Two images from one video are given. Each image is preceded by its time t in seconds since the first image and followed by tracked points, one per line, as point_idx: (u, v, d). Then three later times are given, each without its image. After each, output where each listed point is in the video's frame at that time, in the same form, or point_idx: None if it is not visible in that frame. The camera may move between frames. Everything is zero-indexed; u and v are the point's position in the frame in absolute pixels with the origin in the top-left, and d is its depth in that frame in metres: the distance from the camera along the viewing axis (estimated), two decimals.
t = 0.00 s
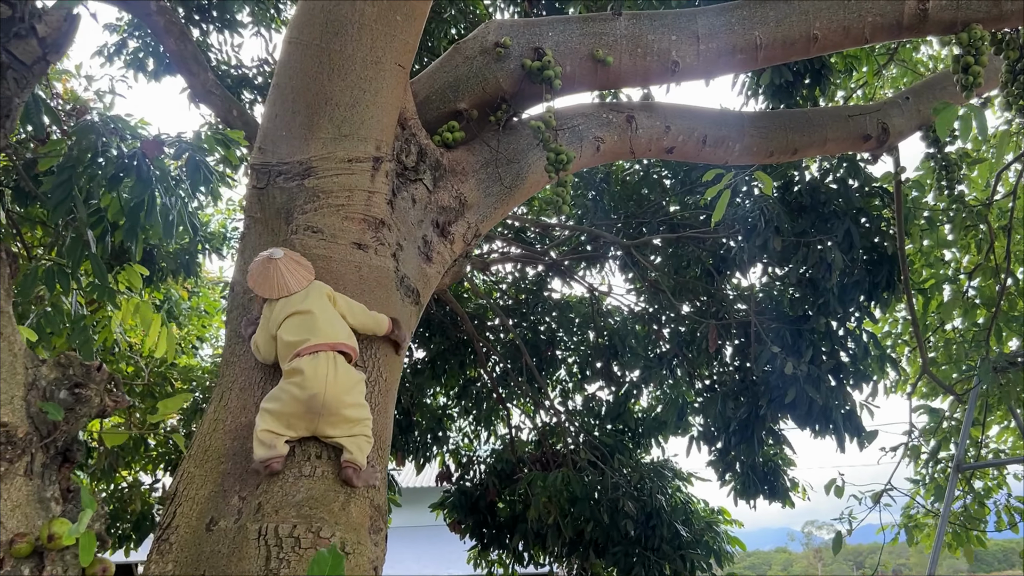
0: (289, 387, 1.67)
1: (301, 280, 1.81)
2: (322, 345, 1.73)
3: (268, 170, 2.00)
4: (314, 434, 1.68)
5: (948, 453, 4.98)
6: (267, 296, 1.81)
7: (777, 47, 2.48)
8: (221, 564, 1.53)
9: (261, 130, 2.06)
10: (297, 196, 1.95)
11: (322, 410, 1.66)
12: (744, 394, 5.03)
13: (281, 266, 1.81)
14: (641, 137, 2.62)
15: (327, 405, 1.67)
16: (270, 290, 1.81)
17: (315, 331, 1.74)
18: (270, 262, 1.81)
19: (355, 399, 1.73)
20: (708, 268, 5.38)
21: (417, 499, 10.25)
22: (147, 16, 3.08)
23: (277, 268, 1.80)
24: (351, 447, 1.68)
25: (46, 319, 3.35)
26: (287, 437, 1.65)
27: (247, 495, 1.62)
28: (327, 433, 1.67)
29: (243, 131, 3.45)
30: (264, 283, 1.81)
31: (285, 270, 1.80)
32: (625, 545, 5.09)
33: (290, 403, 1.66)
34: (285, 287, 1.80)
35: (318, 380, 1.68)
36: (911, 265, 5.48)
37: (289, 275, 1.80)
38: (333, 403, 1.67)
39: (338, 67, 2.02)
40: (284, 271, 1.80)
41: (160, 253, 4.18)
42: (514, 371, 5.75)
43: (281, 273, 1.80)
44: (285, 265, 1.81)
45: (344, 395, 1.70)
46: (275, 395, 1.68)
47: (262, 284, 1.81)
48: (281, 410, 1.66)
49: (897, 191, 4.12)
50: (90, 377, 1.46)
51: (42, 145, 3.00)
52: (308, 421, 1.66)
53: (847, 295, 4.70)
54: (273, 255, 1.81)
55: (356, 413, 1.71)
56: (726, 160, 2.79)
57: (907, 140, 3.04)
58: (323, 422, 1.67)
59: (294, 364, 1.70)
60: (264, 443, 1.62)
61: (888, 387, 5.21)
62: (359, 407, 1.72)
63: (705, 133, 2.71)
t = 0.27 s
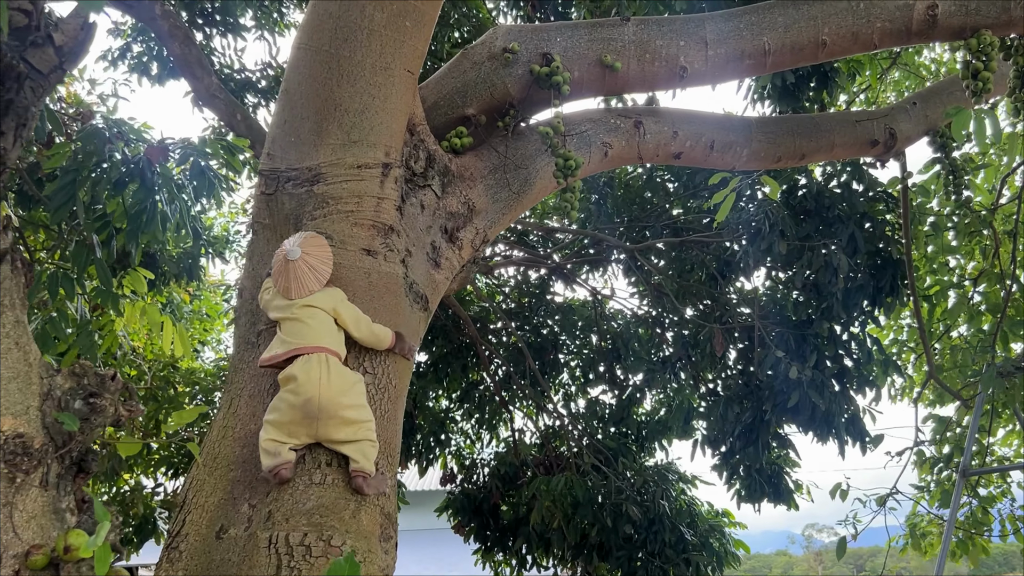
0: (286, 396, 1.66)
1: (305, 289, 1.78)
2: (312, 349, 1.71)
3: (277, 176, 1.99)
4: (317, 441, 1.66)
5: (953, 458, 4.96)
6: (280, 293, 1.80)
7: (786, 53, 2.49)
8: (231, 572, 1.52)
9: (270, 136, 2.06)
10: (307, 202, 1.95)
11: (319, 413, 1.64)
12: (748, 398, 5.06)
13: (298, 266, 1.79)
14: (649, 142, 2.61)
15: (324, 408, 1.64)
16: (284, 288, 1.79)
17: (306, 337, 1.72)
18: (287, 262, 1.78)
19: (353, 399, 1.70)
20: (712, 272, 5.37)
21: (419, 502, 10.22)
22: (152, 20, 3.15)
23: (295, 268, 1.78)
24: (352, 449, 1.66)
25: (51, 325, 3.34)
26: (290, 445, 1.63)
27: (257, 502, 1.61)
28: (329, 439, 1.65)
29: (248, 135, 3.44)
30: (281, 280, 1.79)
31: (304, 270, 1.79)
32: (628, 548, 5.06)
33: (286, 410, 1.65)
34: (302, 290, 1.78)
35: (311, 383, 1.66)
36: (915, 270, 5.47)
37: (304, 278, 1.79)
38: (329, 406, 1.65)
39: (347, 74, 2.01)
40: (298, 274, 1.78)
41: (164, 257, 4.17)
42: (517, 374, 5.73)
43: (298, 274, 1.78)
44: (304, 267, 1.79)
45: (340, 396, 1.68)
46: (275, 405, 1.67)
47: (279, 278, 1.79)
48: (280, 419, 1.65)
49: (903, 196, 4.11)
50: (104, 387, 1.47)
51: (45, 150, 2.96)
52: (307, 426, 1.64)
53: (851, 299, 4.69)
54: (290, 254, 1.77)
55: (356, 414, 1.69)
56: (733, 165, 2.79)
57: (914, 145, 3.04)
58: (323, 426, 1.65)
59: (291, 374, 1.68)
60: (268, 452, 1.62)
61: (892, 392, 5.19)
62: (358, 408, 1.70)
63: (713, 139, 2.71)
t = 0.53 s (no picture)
0: (285, 389, 1.67)
1: (312, 287, 1.79)
2: (309, 342, 1.71)
3: (280, 178, 1.99)
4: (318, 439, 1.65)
5: (954, 461, 4.95)
6: (286, 287, 1.81)
7: (789, 54, 2.49)
8: None
9: (273, 138, 2.06)
10: (310, 204, 1.94)
11: (317, 404, 1.64)
12: (750, 401, 5.06)
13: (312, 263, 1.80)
14: (653, 144, 2.61)
15: (322, 399, 1.64)
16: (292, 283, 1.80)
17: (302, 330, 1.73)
18: (299, 258, 1.80)
19: (350, 390, 1.70)
20: (713, 274, 5.37)
21: (418, 504, 10.20)
22: (153, 22, 3.16)
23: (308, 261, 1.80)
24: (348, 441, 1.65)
25: (51, 326, 3.33)
26: (292, 444, 1.63)
27: (261, 506, 1.60)
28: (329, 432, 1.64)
29: (249, 136, 3.44)
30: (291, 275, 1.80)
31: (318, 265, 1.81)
32: (627, 552, 5.05)
33: (284, 403, 1.65)
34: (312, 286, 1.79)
35: (307, 374, 1.67)
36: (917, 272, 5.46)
37: (313, 274, 1.80)
38: (326, 396, 1.65)
39: (351, 76, 2.01)
40: (308, 270, 1.79)
41: (164, 258, 4.16)
42: (517, 376, 5.72)
43: (308, 268, 1.80)
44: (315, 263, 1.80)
45: (336, 385, 1.68)
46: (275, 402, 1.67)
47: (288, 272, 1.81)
48: (280, 417, 1.65)
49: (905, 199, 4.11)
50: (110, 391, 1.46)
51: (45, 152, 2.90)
52: (307, 418, 1.64)
53: (852, 302, 4.68)
54: (303, 251, 1.80)
55: (353, 404, 1.68)
56: (737, 167, 2.79)
57: (917, 148, 3.04)
58: (322, 418, 1.64)
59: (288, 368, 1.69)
60: (270, 457, 1.61)
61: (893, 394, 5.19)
62: (356, 399, 1.69)
63: (716, 141, 2.71)
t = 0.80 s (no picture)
0: (272, 373, 1.68)
1: (314, 275, 1.80)
2: (290, 329, 1.72)
3: (281, 180, 1.99)
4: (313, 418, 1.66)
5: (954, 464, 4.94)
6: (288, 270, 1.82)
7: (791, 57, 2.49)
8: None
9: (274, 140, 2.06)
10: (311, 206, 1.94)
11: (303, 381, 1.65)
12: (749, 402, 5.04)
13: (318, 252, 1.81)
14: (654, 146, 2.61)
15: (307, 377, 1.65)
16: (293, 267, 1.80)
17: (295, 316, 1.73)
18: (307, 244, 1.81)
19: (337, 366, 1.70)
20: (714, 276, 5.37)
21: (418, 505, 10.19)
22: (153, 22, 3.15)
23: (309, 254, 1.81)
24: (335, 414, 1.66)
25: (51, 328, 3.33)
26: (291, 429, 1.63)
27: (262, 509, 1.59)
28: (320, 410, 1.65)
29: (249, 138, 3.44)
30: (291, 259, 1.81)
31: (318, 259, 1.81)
32: (626, 555, 5.05)
33: (272, 389, 1.66)
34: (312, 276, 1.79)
35: (291, 356, 1.68)
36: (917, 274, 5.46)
37: (315, 264, 1.80)
38: (311, 373, 1.66)
39: (352, 78, 2.01)
40: (310, 258, 1.80)
41: (164, 259, 4.16)
42: (517, 377, 5.71)
43: (310, 254, 1.80)
44: (317, 254, 1.81)
45: (320, 362, 1.68)
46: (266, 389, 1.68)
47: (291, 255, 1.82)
48: (271, 403, 1.65)
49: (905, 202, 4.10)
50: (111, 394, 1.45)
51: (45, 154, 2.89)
52: (295, 401, 1.65)
53: (852, 304, 4.69)
54: (312, 238, 1.82)
55: (341, 379, 1.68)
56: (738, 170, 2.79)
57: (918, 150, 3.04)
58: (311, 397, 1.64)
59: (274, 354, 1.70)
60: (275, 458, 1.59)
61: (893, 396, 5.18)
62: (340, 372, 1.69)
63: (717, 144, 2.71)
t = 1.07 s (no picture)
0: (285, 358, 1.67)
1: (328, 267, 1.81)
2: (308, 318, 1.72)
3: (287, 183, 1.98)
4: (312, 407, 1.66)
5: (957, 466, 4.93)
6: (299, 263, 1.81)
7: (797, 59, 2.49)
8: None
9: (279, 142, 2.05)
10: (317, 209, 1.93)
11: (312, 372, 1.64)
12: (751, 404, 5.03)
13: (325, 245, 1.81)
14: (659, 149, 2.61)
15: (318, 369, 1.65)
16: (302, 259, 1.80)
17: (313, 306, 1.74)
18: (316, 238, 1.81)
19: (348, 365, 1.70)
20: (716, 278, 5.36)
21: (418, 507, 10.19)
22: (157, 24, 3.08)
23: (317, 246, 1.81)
24: (341, 418, 1.63)
25: (54, 330, 3.32)
26: (288, 411, 1.64)
27: (267, 513, 1.59)
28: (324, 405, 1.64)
29: (252, 139, 3.43)
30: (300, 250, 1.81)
31: (326, 251, 1.81)
32: (629, 557, 5.04)
33: (282, 374, 1.66)
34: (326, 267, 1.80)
35: (306, 345, 1.68)
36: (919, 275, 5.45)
37: (328, 256, 1.81)
38: (323, 366, 1.65)
39: (358, 81, 2.01)
40: (323, 249, 1.81)
41: (167, 260, 4.16)
42: (519, 378, 5.71)
43: (318, 246, 1.80)
44: (323, 245, 1.81)
45: (334, 358, 1.68)
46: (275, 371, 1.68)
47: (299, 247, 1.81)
48: (278, 385, 1.66)
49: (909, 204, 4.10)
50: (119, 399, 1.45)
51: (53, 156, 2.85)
52: (303, 391, 1.65)
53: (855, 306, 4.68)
54: (321, 232, 1.82)
55: (350, 380, 1.68)
56: (743, 172, 2.78)
57: (922, 153, 3.04)
58: (317, 390, 1.64)
59: (290, 342, 1.69)
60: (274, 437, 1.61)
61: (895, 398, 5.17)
62: (351, 375, 1.69)
63: (722, 146, 2.70)
